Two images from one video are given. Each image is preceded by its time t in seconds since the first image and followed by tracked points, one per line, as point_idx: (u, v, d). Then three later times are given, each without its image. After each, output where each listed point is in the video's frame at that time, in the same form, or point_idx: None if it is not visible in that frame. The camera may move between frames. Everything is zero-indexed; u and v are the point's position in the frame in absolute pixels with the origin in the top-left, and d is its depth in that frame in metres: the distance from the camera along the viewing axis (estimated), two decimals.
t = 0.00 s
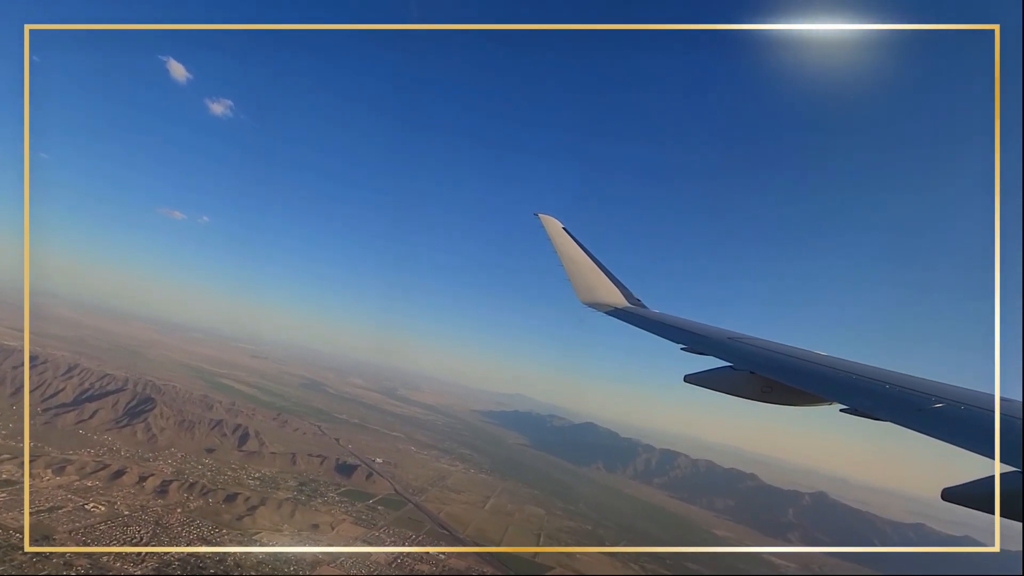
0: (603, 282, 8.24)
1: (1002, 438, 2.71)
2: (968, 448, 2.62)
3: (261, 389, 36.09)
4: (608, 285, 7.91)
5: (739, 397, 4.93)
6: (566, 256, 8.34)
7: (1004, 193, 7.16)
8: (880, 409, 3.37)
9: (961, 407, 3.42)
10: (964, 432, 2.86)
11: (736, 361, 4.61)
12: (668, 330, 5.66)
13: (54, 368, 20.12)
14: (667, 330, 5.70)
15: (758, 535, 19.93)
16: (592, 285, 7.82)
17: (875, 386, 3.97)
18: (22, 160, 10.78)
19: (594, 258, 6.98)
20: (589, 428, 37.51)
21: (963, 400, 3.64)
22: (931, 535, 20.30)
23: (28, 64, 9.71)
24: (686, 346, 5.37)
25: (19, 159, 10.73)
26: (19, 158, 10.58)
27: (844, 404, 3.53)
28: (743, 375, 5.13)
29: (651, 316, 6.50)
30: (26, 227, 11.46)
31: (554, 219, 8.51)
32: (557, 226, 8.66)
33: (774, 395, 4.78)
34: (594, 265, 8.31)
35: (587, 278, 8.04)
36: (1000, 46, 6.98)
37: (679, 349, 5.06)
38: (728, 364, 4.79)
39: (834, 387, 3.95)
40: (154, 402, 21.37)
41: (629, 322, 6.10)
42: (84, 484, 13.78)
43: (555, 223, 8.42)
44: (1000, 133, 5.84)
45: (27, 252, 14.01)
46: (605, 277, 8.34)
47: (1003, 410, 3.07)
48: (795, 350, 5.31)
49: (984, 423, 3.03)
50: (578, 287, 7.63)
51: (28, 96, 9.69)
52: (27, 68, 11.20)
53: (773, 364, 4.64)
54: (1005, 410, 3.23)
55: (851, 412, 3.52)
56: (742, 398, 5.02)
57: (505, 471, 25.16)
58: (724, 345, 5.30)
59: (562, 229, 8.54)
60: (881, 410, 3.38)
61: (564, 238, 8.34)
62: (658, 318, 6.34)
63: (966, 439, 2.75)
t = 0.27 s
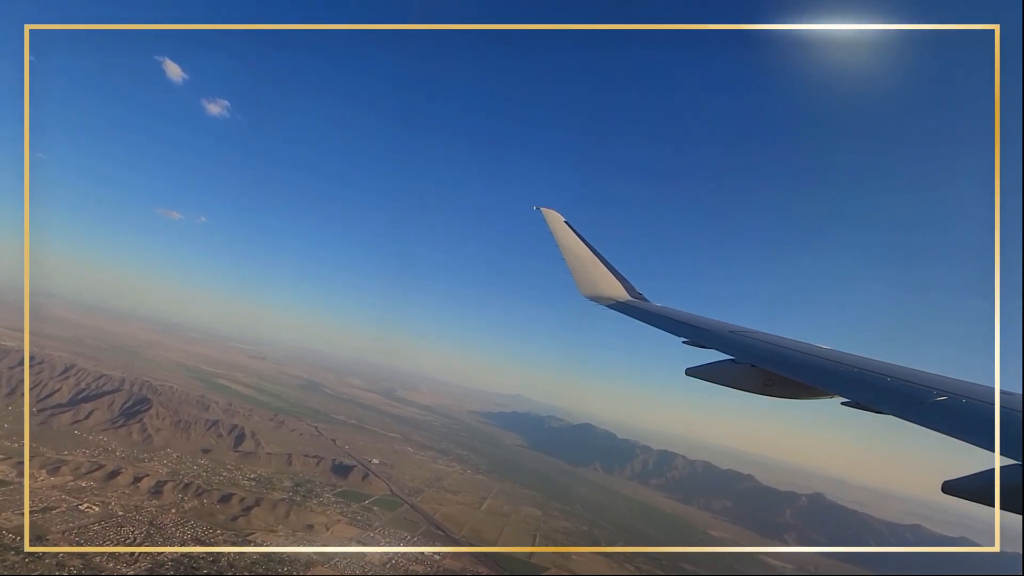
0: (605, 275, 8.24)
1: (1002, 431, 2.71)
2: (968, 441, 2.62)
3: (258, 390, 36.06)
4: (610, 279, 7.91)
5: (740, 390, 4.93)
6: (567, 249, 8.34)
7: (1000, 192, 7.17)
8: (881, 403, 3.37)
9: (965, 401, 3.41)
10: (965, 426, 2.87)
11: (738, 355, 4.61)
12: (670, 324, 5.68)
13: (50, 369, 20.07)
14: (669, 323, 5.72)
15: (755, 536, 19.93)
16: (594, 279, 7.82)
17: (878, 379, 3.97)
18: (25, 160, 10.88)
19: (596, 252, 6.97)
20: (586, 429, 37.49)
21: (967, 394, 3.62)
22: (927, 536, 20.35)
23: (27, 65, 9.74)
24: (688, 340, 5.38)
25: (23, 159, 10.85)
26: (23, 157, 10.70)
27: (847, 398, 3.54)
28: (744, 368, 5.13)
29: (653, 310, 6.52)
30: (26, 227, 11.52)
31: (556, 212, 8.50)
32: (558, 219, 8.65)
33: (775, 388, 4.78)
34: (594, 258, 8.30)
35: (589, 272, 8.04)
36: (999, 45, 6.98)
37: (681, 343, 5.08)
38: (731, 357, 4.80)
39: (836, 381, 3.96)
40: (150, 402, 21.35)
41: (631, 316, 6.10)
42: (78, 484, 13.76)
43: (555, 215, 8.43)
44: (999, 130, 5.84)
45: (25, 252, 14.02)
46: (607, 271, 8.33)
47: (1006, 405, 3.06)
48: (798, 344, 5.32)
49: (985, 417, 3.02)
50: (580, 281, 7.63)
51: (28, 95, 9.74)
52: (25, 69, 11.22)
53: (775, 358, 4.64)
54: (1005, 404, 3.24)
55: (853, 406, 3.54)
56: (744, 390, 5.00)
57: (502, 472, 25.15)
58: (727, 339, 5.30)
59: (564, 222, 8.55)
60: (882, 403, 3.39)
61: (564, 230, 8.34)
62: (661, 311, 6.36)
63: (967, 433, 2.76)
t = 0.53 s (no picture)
0: (608, 268, 8.27)
1: (1001, 423, 2.75)
2: (968, 433, 2.66)
3: (257, 390, 36.04)
4: (613, 271, 7.93)
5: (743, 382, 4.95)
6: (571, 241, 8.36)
7: (999, 191, 7.18)
8: (883, 394, 3.42)
9: (965, 393, 3.45)
10: (965, 418, 2.91)
11: (740, 347, 4.66)
12: (672, 316, 5.73)
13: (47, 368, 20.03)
14: (671, 315, 5.77)
15: (752, 537, 19.90)
16: (597, 271, 7.84)
17: (879, 371, 4.02)
18: (26, 158, 10.90)
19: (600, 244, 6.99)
20: (585, 431, 37.46)
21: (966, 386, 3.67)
22: (924, 537, 20.34)
23: (27, 65, 9.77)
24: (690, 332, 5.42)
25: (24, 157, 10.86)
26: (24, 156, 10.71)
27: (849, 390, 3.59)
28: (746, 360, 5.15)
29: (655, 302, 6.56)
30: (26, 226, 11.56)
31: (559, 204, 8.52)
32: (561, 212, 8.67)
33: (778, 380, 4.80)
34: (598, 251, 8.33)
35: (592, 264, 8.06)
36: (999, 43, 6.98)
37: (683, 335, 5.14)
38: (733, 350, 4.85)
39: (838, 372, 4.00)
40: (147, 402, 21.33)
41: (633, 308, 6.14)
42: (73, 484, 13.75)
43: (559, 208, 8.44)
44: (999, 126, 5.83)
45: (24, 251, 14.06)
46: (610, 263, 8.36)
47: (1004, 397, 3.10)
48: (799, 335, 5.36)
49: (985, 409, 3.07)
50: (583, 273, 7.65)
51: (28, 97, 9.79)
52: (23, 70, 11.13)
53: (777, 349, 4.68)
54: (1005, 396, 3.27)
55: (855, 397, 3.58)
56: (746, 382, 5.05)
57: (500, 473, 25.12)
58: (729, 330, 5.35)
59: (567, 214, 8.57)
60: (883, 395, 3.43)
61: (568, 223, 8.36)
62: (663, 303, 6.40)
63: (968, 424, 2.80)
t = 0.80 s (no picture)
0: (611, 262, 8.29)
1: (1002, 416, 2.76)
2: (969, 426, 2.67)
3: (254, 392, 35.98)
4: (616, 265, 7.94)
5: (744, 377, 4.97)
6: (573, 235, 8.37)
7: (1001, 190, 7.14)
8: (883, 387, 3.44)
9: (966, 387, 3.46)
10: (961, 409, 2.93)
11: (740, 340, 4.68)
12: (673, 308, 5.74)
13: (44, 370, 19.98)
14: (671, 308, 5.78)
15: (749, 541, 19.86)
16: (599, 265, 7.86)
17: (879, 364, 4.04)
18: (25, 160, 10.92)
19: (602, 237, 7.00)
20: (583, 434, 37.40)
21: (967, 380, 3.68)
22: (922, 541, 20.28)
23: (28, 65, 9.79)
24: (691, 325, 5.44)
25: (22, 159, 10.88)
26: (22, 158, 10.74)
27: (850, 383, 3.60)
28: (748, 355, 5.17)
29: (655, 295, 6.58)
30: (26, 227, 11.60)
31: (562, 199, 8.54)
32: (564, 206, 8.69)
33: (780, 373, 4.80)
34: (600, 245, 8.35)
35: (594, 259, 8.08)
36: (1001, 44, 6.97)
37: (684, 328, 5.15)
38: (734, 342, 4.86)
39: (838, 365, 4.02)
40: (144, 404, 21.29)
41: (634, 301, 6.15)
42: (67, 486, 13.71)
43: (561, 202, 8.44)
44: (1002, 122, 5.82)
45: (24, 252, 14.07)
46: (613, 257, 8.38)
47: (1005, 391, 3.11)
48: (799, 329, 5.38)
49: (986, 402, 3.08)
50: (586, 267, 7.67)
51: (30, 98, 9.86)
52: (26, 70, 11.39)
53: (777, 342, 4.70)
54: (1005, 390, 3.28)
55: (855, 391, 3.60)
56: (746, 376, 5.07)
57: (497, 476, 25.05)
58: (729, 323, 5.36)
59: (569, 208, 8.57)
60: (883, 388, 3.45)
61: (571, 217, 8.37)
62: (663, 296, 6.42)
63: (967, 419, 2.80)
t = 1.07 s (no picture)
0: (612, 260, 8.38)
1: (1001, 413, 2.84)
2: (969, 425, 2.74)
3: (251, 396, 35.86)
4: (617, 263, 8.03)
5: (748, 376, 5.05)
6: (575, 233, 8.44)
7: (997, 195, 7.21)
8: (885, 387, 3.52)
9: (965, 385, 3.54)
10: (963, 407, 3.01)
11: (744, 340, 4.76)
12: (676, 308, 5.83)
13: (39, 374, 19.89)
14: (675, 307, 5.87)
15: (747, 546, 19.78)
16: (601, 263, 7.94)
17: (881, 363, 4.11)
18: (25, 160, 10.93)
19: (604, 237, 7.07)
20: (581, 438, 37.32)
21: (967, 378, 3.75)
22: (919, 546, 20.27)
23: (27, 68, 9.83)
24: (694, 324, 5.52)
25: (23, 159, 10.90)
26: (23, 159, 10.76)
27: (852, 382, 3.68)
28: (751, 353, 5.25)
29: (658, 294, 6.66)
30: (26, 230, 11.60)
31: (564, 197, 8.60)
32: (566, 204, 8.75)
33: (783, 371, 4.89)
34: (601, 243, 8.42)
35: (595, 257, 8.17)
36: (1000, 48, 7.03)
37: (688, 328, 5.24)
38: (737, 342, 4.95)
39: (841, 364, 4.10)
40: (139, 408, 21.20)
41: (637, 301, 6.24)
42: (60, 490, 13.63)
43: (563, 200, 8.49)
44: (1001, 125, 5.87)
45: (23, 254, 14.08)
46: (614, 256, 8.47)
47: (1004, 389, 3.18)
48: (801, 327, 5.46)
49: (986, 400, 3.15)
50: (587, 265, 7.75)
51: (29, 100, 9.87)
52: (27, 72, 11.37)
53: (780, 341, 4.78)
54: (1004, 387, 3.37)
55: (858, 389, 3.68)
56: (750, 374, 5.15)
57: (494, 480, 24.97)
58: (732, 323, 5.45)
59: (571, 206, 8.63)
60: (885, 387, 3.54)
61: (572, 215, 8.42)
62: (666, 296, 6.50)
63: (966, 416, 2.88)
